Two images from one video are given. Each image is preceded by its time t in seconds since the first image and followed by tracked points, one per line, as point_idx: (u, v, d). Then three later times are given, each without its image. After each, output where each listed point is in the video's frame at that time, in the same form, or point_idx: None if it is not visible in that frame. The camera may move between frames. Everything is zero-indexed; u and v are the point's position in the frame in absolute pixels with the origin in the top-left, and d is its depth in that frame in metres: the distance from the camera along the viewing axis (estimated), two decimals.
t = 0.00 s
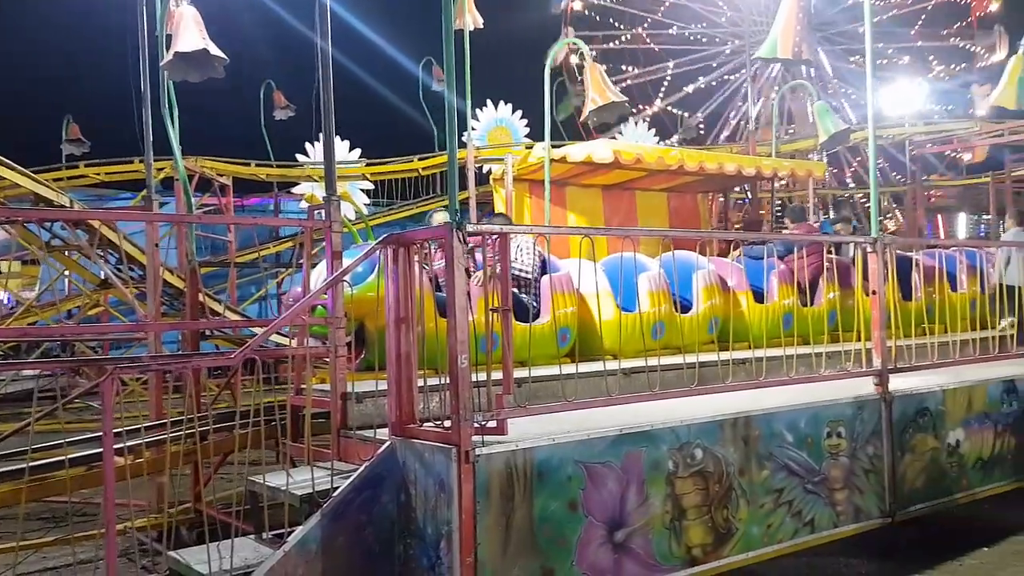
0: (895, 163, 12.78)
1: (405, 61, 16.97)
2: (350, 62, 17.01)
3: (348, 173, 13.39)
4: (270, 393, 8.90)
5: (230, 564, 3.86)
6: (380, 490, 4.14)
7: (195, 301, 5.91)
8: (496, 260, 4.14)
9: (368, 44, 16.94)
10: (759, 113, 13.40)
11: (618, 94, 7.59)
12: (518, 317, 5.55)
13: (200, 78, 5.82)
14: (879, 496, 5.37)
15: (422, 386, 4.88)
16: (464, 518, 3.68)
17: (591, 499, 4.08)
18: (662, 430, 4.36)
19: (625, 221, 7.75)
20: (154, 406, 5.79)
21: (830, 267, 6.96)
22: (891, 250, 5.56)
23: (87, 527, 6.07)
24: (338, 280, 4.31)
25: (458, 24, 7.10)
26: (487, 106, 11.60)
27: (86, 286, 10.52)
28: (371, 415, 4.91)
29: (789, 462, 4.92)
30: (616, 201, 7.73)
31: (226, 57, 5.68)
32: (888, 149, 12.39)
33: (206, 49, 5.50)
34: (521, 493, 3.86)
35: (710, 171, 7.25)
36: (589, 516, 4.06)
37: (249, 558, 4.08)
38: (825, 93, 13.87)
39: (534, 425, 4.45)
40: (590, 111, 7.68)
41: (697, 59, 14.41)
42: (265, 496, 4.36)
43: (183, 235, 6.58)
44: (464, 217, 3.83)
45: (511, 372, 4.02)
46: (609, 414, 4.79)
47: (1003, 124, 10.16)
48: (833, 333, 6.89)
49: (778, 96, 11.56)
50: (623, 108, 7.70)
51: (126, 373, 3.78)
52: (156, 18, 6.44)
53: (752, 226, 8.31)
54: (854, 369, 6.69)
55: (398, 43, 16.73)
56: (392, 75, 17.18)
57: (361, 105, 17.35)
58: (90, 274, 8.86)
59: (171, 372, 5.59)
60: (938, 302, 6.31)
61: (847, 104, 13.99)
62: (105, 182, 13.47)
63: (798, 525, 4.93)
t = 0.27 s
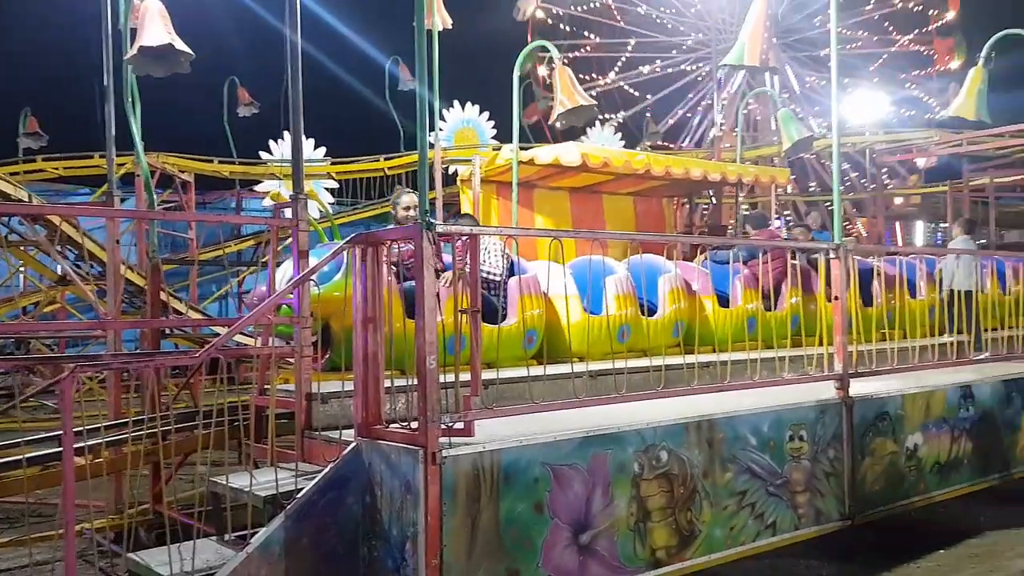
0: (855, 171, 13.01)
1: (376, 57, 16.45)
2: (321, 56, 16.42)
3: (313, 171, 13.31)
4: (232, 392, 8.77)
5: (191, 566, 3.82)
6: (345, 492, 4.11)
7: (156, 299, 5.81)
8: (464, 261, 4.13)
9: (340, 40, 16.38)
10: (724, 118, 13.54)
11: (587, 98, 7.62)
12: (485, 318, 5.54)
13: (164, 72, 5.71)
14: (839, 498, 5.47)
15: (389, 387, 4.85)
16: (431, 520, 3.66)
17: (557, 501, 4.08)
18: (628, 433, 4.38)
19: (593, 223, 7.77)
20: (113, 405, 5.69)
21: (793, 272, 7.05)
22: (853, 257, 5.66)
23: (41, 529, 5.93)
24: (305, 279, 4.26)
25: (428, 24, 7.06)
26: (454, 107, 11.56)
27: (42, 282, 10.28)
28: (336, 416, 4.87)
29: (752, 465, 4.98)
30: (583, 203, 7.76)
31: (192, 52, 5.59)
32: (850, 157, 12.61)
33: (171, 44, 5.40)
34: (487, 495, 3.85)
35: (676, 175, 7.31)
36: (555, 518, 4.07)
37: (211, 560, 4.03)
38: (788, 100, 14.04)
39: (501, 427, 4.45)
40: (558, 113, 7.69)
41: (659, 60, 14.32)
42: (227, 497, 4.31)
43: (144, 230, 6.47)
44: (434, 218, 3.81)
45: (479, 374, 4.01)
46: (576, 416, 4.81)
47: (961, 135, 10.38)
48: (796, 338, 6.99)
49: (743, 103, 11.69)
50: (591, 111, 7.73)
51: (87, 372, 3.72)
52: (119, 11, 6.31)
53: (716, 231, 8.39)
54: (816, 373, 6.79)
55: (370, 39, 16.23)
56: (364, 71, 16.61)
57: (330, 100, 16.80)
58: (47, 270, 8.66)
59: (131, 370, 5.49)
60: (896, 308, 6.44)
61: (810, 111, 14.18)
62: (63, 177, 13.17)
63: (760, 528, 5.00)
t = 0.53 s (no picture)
0: (826, 176, 13.16)
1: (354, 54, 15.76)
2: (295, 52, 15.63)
3: (284, 173, 13.22)
4: (202, 395, 8.67)
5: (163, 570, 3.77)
6: (318, 495, 4.08)
7: (127, 301, 5.73)
8: (439, 262, 4.12)
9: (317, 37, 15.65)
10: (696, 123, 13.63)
11: (560, 102, 7.64)
12: (459, 321, 5.53)
13: (135, 72, 5.64)
14: (810, 501, 5.54)
15: (362, 390, 4.82)
16: (404, 522, 3.64)
17: (531, 504, 4.08)
18: (602, 435, 4.39)
19: (567, 226, 7.78)
20: (81, 409, 5.59)
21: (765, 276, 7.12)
22: (823, 261, 5.72)
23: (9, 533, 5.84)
24: (278, 280, 4.22)
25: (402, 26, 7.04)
26: (427, 109, 11.53)
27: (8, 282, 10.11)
28: (309, 418, 4.83)
29: (724, 467, 5.01)
30: (557, 206, 7.78)
31: (163, 51, 5.52)
32: (820, 162, 12.77)
33: (142, 43, 5.34)
34: (461, 498, 3.84)
35: (649, 179, 7.35)
36: (529, 521, 4.07)
37: (182, 564, 3.98)
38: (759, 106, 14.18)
39: (475, 430, 4.44)
40: (532, 116, 7.70)
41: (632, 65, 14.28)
42: (199, 500, 4.26)
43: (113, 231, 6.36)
44: (408, 220, 3.80)
45: (453, 376, 4.00)
46: (550, 419, 4.81)
47: (929, 142, 10.55)
48: (767, 341, 7.05)
49: (715, 109, 11.79)
50: (564, 115, 7.76)
51: (56, 373, 3.66)
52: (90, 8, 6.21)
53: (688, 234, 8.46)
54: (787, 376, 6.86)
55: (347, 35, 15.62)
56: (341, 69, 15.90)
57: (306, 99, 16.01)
58: (14, 269, 8.53)
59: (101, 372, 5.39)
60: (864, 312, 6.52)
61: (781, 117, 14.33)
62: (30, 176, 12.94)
63: (733, 530, 5.04)
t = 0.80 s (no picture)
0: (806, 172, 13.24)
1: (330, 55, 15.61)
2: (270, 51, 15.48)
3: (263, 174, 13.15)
4: (183, 398, 8.60)
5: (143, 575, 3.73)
6: (300, 497, 4.05)
7: (104, 305, 5.66)
8: (420, 262, 4.10)
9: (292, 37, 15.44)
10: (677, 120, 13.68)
11: (541, 100, 7.63)
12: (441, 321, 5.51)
13: (112, 73, 5.58)
14: (793, 495, 5.57)
15: (344, 391, 4.79)
16: (387, 524, 3.63)
17: (514, 503, 4.07)
18: (585, 433, 4.39)
19: (550, 225, 7.76)
20: (60, 413, 5.52)
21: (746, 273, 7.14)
22: (804, 257, 5.74)
23: None
24: (258, 282, 4.19)
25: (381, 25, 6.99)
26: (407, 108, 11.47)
27: None
28: (290, 420, 4.80)
29: (707, 464, 5.03)
30: (540, 205, 7.75)
31: (140, 52, 5.46)
32: (800, 159, 12.85)
33: (118, 44, 5.28)
34: (444, 498, 3.82)
35: (631, 177, 7.35)
36: (512, 520, 4.06)
37: (163, 568, 3.94)
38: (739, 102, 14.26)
39: (457, 430, 4.42)
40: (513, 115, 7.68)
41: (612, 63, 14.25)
42: (179, 504, 4.22)
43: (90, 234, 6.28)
44: (388, 220, 3.78)
45: (435, 376, 3.98)
46: (533, 418, 4.80)
47: (908, 137, 10.63)
48: (749, 338, 7.07)
49: (695, 106, 11.84)
50: (545, 113, 7.75)
51: (32, 378, 3.61)
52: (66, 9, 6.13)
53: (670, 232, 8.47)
54: (769, 371, 6.89)
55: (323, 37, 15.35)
56: (316, 68, 15.80)
57: (280, 96, 15.90)
58: None
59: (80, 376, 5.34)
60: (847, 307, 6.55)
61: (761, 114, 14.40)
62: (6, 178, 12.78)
63: (716, 526, 5.06)
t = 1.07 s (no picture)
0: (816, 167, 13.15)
1: (330, 61, 16.02)
2: (271, 58, 15.76)
3: (271, 174, 13.17)
4: (192, 398, 8.64)
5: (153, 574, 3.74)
6: (306, 496, 4.05)
7: (114, 306, 5.68)
8: (423, 261, 4.10)
9: (290, 42, 15.81)
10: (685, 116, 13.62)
11: (543, 98, 7.62)
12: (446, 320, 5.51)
13: (117, 77, 5.60)
14: (803, 493, 5.53)
15: (348, 390, 4.79)
16: (392, 523, 3.63)
17: (520, 502, 4.07)
18: (590, 431, 4.38)
19: (555, 222, 7.76)
20: (72, 414, 5.55)
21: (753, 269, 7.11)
22: (811, 252, 5.71)
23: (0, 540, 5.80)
24: (261, 282, 4.20)
25: (384, 25, 6.98)
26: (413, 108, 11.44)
27: None
28: (297, 420, 4.81)
29: (714, 461, 5.00)
30: (545, 202, 7.77)
31: (145, 56, 5.49)
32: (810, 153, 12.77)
33: (123, 48, 5.31)
34: (449, 497, 3.82)
35: (635, 173, 7.33)
36: (518, 518, 4.05)
37: (172, 567, 3.96)
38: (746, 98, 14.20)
39: (462, 429, 4.41)
40: (516, 112, 7.69)
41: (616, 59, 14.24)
42: (187, 504, 4.23)
43: (99, 236, 6.30)
44: (389, 219, 3.78)
45: (438, 375, 3.98)
46: (538, 417, 4.79)
47: (918, 130, 10.55)
48: (756, 333, 7.05)
49: (702, 102, 11.78)
50: (549, 111, 7.74)
51: (42, 379, 3.63)
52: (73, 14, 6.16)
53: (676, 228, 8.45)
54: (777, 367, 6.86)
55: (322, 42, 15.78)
56: (319, 75, 16.14)
57: (283, 102, 16.16)
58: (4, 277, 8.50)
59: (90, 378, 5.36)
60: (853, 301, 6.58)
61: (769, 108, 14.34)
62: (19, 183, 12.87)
63: (725, 523, 5.03)
